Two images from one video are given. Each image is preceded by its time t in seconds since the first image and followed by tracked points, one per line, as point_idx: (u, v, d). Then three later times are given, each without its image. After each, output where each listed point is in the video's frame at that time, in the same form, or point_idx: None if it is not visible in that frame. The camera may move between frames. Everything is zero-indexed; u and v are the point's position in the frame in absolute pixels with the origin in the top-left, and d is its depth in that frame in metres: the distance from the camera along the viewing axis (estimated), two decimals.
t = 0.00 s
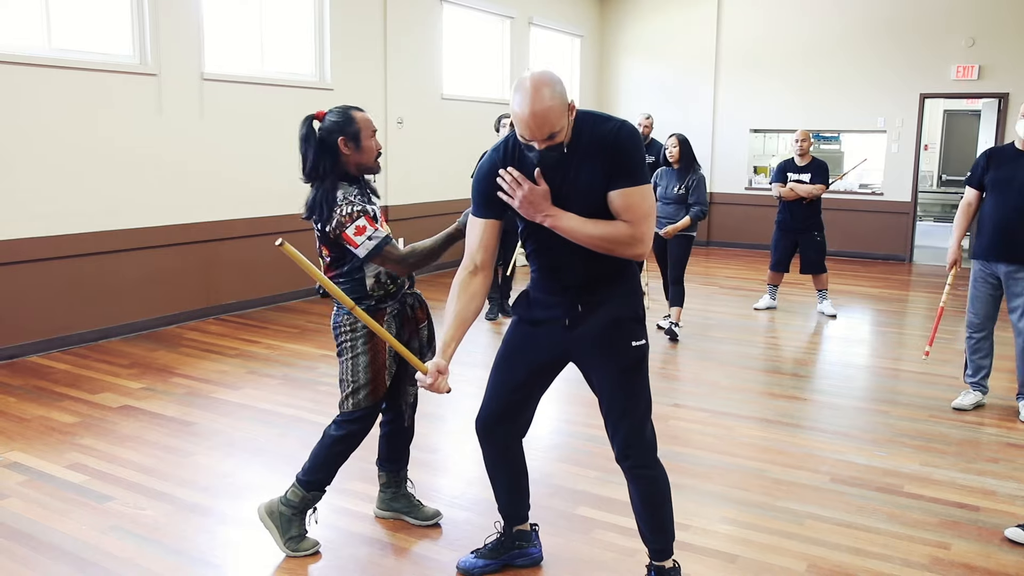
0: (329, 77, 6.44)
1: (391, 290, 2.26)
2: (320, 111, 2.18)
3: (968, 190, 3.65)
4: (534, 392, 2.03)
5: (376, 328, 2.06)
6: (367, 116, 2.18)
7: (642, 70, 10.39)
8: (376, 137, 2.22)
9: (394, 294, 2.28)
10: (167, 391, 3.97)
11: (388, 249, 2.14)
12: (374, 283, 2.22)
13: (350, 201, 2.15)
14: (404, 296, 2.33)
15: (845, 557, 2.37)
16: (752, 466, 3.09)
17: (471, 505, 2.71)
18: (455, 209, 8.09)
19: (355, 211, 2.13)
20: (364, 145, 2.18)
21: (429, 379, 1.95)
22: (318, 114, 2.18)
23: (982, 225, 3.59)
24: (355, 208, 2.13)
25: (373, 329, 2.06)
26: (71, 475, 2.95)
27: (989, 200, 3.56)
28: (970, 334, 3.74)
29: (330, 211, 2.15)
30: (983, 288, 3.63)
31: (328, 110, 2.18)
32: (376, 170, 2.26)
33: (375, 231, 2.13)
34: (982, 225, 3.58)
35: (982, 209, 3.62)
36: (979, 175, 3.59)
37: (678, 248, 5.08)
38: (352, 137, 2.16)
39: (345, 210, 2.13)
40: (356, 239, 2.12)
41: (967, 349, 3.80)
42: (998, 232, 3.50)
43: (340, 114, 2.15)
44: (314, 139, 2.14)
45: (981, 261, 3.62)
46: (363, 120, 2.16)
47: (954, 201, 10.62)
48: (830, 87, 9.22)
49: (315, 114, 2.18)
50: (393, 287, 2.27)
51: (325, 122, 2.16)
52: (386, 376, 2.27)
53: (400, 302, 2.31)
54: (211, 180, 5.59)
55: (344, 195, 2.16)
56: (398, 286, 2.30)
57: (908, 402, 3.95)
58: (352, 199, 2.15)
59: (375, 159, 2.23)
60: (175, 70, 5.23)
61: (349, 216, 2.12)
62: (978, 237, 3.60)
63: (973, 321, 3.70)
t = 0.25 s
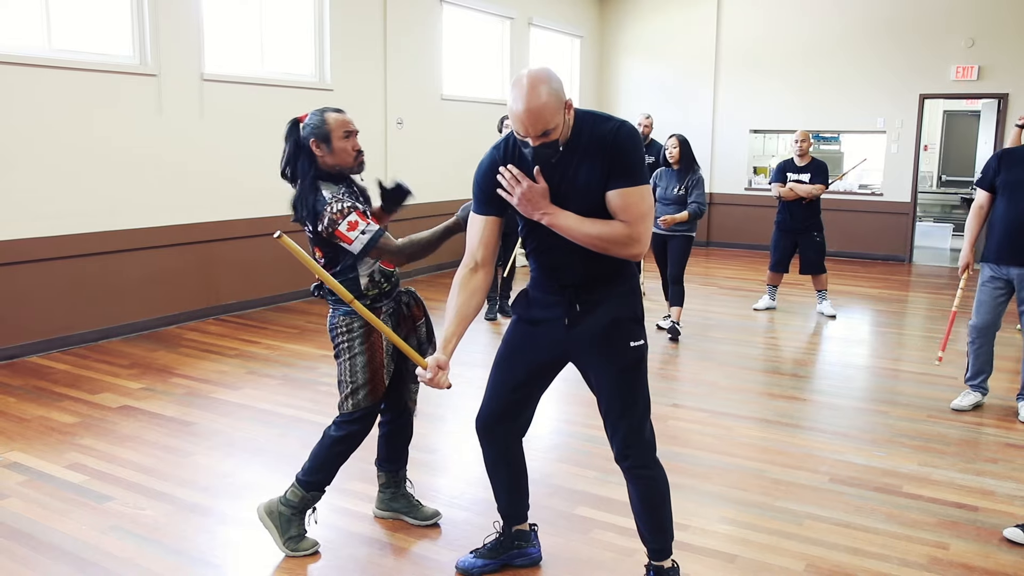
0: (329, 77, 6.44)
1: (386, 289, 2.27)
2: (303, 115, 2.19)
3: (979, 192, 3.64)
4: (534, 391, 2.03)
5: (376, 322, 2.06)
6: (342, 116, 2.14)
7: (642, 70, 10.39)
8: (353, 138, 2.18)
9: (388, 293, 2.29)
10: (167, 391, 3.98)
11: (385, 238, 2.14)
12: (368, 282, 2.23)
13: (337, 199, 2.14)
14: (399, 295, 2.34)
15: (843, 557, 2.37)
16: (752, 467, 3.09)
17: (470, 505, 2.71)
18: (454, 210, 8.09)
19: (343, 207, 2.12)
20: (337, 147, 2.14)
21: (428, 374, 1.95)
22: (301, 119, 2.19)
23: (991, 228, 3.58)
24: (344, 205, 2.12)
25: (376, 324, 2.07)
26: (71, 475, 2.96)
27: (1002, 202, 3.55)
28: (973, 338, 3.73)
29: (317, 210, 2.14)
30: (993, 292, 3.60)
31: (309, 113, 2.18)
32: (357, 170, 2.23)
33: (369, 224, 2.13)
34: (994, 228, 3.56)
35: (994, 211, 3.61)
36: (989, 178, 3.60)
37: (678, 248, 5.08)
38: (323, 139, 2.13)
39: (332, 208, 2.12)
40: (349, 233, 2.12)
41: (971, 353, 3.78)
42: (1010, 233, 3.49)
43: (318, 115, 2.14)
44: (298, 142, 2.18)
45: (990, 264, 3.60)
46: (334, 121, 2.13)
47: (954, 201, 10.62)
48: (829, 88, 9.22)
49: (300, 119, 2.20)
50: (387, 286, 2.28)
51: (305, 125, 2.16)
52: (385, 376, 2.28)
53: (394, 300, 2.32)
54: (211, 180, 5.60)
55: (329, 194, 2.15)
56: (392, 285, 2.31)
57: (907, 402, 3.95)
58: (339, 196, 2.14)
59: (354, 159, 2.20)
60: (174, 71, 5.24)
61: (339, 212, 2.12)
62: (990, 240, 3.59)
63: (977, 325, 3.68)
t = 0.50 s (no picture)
0: (329, 78, 6.45)
1: (371, 291, 2.26)
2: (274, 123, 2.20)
3: (988, 195, 3.64)
4: (533, 392, 2.03)
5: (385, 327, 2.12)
6: (310, 119, 2.13)
7: (641, 71, 10.39)
8: (324, 140, 2.16)
9: (375, 295, 2.28)
10: (167, 392, 3.98)
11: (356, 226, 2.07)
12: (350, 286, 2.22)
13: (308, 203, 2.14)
14: (387, 296, 2.32)
15: (842, 558, 2.37)
16: (751, 467, 3.09)
17: (470, 506, 2.71)
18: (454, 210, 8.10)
19: (314, 207, 2.12)
20: (305, 150, 2.13)
21: (428, 371, 1.96)
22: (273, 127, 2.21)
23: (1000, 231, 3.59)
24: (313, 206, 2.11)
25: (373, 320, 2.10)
26: (71, 475, 2.96)
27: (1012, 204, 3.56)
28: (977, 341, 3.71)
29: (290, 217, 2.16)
30: (1001, 294, 3.58)
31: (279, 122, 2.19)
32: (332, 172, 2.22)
33: (340, 216, 2.08)
34: (1005, 230, 3.57)
35: (1003, 214, 3.61)
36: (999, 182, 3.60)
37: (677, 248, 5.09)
38: (292, 143, 2.13)
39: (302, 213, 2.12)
40: (324, 227, 2.08)
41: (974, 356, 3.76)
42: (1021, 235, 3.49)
43: (284, 122, 2.14)
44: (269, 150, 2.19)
45: (1000, 267, 3.58)
46: (301, 125, 2.11)
47: (954, 203, 10.62)
48: (829, 89, 9.23)
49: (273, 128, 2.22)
50: (373, 289, 2.27)
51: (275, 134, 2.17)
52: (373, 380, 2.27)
53: (382, 303, 2.31)
54: (210, 180, 5.60)
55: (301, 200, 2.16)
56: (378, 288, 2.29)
57: (907, 403, 3.95)
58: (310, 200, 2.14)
59: (326, 161, 2.19)
60: (174, 72, 5.24)
61: (310, 212, 2.11)
62: (999, 243, 3.58)
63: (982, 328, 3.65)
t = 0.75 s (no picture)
0: (328, 79, 6.45)
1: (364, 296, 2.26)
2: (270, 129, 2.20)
3: (995, 196, 3.62)
4: (533, 392, 2.03)
5: (380, 321, 2.10)
6: (303, 129, 2.12)
7: (641, 72, 10.40)
8: (315, 151, 2.14)
9: (367, 300, 2.27)
10: (166, 393, 3.98)
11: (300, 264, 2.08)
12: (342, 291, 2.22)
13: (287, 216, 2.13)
14: (382, 299, 2.31)
15: (842, 559, 2.37)
16: (751, 468, 3.09)
17: (469, 507, 2.71)
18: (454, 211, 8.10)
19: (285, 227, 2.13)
20: (297, 160, 2.12)
21: (428, 371, 1.96)
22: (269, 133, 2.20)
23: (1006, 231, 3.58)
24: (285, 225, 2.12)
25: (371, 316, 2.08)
26: (70, 476, 2.96)
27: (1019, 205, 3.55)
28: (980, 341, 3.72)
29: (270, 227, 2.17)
30: (1008, 295, 3.58)
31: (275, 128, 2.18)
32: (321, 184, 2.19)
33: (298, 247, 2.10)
34: (1011, 232, 3.56)
35: (1010, 215, 3.60)
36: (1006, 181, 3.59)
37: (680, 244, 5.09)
38: (285, 152, 2.12)
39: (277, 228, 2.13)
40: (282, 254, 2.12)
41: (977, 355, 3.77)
42: None
43: (278, 131, 2.13)
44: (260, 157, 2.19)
45: (1005, 267, 3.58)
46: (293, 134, 2.10)
47: (954, 203, 10.62)
48: (829, 90, 9.23)
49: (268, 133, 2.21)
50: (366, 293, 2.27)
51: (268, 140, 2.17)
52: (369, 384, 2.27)
53: (375, 306, 2.29)
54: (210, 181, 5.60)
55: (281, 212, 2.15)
56: (370, 292, 2.28)
57: (906, 404, 3.94)
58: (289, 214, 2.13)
59: (316, 172, 2.16)
60: (174, 72, 5.24)
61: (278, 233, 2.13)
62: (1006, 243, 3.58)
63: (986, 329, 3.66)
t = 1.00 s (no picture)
0: (328, 80, 6.45)
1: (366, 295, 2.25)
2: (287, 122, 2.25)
3: (996, 196, 3.63)
4: (534, 391, 2.03)
5: (379, 319, 2.09)
6: (316, 123, 2.16)
7: (641, 73, 10.40)
8: (327, 147, 2.17)
9: (369, 299, 2.27)
10: (166, 394, 3.98)
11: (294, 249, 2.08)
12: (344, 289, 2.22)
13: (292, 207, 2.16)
14: (384, 299, 2.31)
15: (841, 560, 2.37)
16: (751, 469, 3.09)
17: (469, 508, 2.71)
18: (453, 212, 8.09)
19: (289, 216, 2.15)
20: (307, 154, 2.16)
21: (429, 371, 1.96)
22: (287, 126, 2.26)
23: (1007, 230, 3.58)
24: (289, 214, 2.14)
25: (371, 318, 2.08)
26: (70, 477, 2.95)
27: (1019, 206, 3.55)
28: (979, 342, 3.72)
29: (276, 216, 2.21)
30: (1007, 296, 3.58)
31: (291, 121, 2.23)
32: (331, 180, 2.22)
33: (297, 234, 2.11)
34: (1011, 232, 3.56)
35: (1010, 215, 3.59)
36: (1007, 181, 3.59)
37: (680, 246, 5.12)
38: (296, 146, 2.16)
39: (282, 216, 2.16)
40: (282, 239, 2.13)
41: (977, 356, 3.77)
42: None
43: (292, 124, 2.17)
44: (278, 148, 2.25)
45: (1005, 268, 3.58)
46: (305, 128, 2.15)
47: (954, 204, 10.62)
48: (829, 91, 9.23)
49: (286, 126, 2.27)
50: (368, 292, 2.26)
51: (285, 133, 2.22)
52: (370, 383, 2.27)
53: (377, 306, 2.29)
54: (210, 181, 5.60)
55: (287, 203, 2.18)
56: (373, 291, 2.28)
57: (906, 405, 3.94)
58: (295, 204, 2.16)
59: (326, 168, 2.19)
60: (174, 74, 5.24)
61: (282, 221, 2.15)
62: (1006, 244, 3.57)
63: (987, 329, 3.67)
